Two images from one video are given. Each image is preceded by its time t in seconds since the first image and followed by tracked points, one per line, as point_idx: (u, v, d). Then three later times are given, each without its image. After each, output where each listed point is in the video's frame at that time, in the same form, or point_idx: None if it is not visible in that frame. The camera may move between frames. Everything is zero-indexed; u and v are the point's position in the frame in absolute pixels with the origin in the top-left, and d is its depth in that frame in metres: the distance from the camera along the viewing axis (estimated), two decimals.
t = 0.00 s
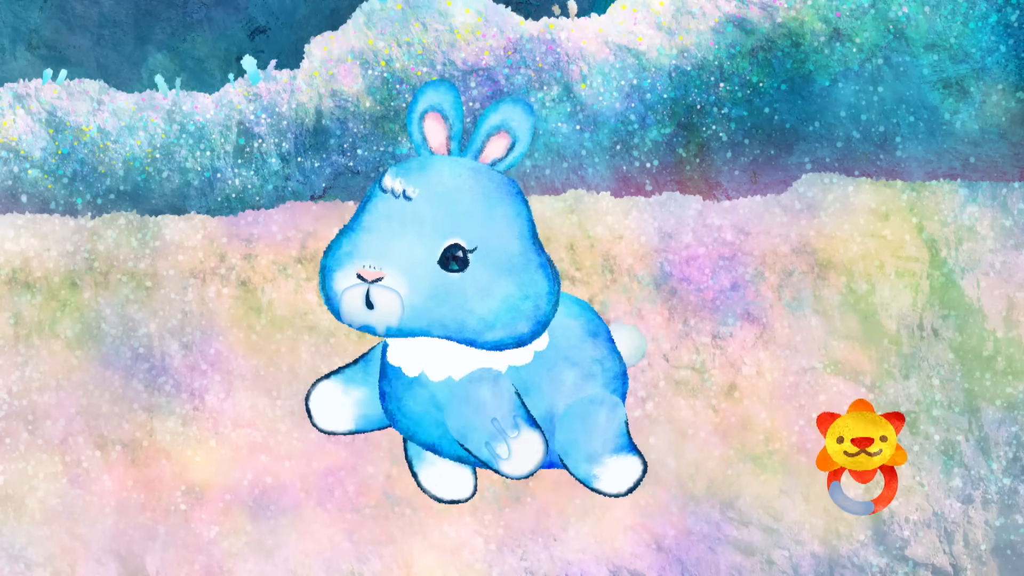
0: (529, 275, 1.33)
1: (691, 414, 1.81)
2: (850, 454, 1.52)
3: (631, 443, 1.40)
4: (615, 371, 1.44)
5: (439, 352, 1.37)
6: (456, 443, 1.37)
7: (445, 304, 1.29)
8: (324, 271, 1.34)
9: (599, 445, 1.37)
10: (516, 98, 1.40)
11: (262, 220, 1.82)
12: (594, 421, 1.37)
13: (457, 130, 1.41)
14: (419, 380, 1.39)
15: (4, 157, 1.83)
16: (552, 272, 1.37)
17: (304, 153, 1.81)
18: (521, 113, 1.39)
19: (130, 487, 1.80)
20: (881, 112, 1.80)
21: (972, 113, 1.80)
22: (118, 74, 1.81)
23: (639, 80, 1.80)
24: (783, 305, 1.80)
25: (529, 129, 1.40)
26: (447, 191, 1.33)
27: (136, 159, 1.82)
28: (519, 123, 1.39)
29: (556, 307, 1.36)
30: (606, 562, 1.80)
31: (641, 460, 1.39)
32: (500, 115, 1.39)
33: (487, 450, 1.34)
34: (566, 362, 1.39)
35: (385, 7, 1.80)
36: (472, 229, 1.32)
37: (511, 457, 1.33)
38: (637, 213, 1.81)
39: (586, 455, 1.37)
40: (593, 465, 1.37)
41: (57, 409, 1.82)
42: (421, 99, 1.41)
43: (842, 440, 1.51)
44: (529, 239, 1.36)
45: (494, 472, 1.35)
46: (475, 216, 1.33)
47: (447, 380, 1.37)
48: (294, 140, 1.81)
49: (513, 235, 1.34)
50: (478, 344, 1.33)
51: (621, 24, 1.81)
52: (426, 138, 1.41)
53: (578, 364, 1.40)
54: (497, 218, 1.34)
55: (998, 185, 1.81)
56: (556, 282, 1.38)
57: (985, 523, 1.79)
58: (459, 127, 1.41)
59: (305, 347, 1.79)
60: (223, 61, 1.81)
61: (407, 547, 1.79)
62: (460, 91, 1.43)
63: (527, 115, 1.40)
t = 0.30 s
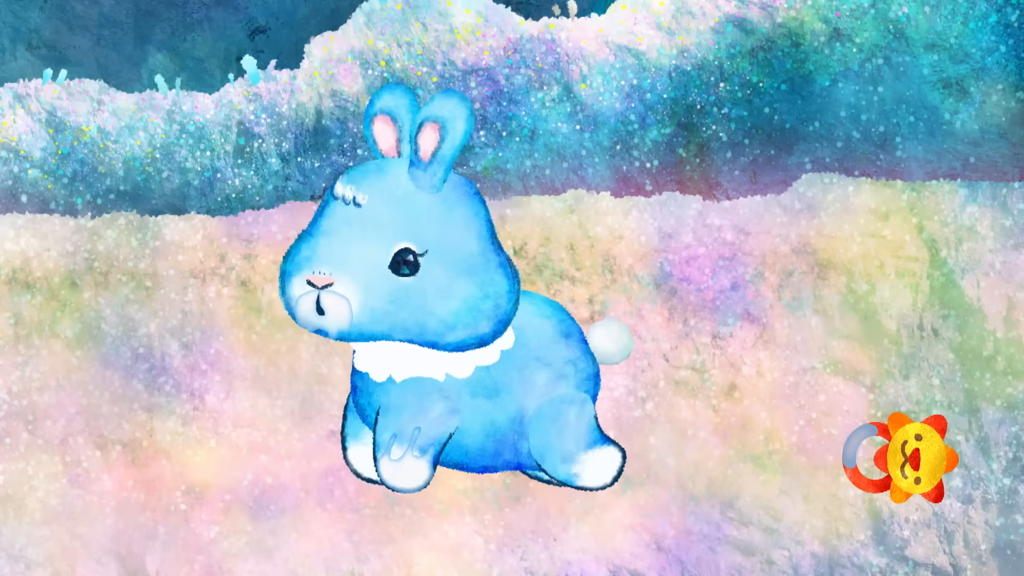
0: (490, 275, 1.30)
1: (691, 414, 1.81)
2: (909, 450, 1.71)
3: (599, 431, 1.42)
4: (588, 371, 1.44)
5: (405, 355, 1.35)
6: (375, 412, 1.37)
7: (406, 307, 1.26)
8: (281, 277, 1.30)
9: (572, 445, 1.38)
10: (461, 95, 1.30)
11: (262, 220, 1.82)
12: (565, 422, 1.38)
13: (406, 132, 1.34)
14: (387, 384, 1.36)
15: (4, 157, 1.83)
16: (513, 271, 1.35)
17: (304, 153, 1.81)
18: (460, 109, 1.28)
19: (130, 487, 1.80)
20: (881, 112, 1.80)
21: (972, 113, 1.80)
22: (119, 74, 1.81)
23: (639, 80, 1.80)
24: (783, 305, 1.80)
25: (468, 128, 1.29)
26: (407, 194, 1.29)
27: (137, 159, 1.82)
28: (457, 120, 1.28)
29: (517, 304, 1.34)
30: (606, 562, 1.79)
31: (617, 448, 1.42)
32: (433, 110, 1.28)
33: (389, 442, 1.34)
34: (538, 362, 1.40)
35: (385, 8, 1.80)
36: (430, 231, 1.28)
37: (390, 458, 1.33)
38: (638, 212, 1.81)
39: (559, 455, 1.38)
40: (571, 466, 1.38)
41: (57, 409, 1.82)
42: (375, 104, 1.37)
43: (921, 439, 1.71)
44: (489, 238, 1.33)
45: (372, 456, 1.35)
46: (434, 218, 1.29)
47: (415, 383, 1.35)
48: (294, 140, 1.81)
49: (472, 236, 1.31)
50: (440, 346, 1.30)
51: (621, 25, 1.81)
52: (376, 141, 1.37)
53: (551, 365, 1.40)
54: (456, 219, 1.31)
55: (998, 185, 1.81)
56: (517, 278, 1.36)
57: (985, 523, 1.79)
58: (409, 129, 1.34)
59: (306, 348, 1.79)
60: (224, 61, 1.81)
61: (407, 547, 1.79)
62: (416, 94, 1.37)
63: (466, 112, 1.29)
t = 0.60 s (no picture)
0: (442, 270, 1.33)
1: (691, 414, 1.81)
2: (909, 450, 1.73)
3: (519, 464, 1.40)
4: (555, 364, 1.46)
5: (371, 359, 1.37)
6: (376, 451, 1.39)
7: (364, 312, 1.29)
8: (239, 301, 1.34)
9: (499, 442, 1.38)
10: (390, 96, 1.34)
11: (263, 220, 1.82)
12: (515, 418, 1.38)
13: (341, 140, 1.35)
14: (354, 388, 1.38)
15: (5, 157, 1.83)
16: (465, 262, 1.38)
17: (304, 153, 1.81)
18: (391, 110, 1.32)
19: (131, 487, 1.81)
20: (882, 112, 1.80)
21: (972, 113, 1.80)
22: (119, 74, 1.81)
23: (639, 80, 1.80)
24: (784, 305, 1.80)
25: (401, 126, 1.33)
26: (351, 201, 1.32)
27: (137, 159, 1.82)
28: (390, 121, 1.31)
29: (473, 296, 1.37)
30: (606, 562, 1.80)
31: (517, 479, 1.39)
32: (365, 114, 1.31)
33: (406, 464, 1.36)
34: (502, 357, 1.42)
35: (385, 8, 1.80)
36: (380, 235, 1.31)
37: (417, 474, 1.36)
38: (638, 213, 1.81)
39: (483, 436, 1.38)
40: (481, 452, 1.37)
41: (57, 409, 1.81)
42: (306, 115, 1.37)
43: (921, 439, 1.72)
44: (438, 234, 1.36)
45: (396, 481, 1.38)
46: (381, 221, 1.32)
47: (380, 384, 1.37)
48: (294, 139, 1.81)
49: (421, 234, 1.34)
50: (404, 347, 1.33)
51: (622, 25, 1.81)
52: (313, 152, 1.37)
53: (516, 360, 1.42)
54: (403, 219, 1.34)
55: (999, 185, 1.81)
56: (471, 270, 1.39)
57: (985, 523, 1.80)
58: (342, 137, 1.35)
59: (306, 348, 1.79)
60: (224, 61, 1.81)
61: (407, 547, 1.80)
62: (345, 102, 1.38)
63: (397, 113, 1.32)
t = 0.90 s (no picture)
0: (426, 270, 1.32)
1: (695, 414, 1.81)
2: (913, 450, 1.71)
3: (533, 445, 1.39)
4: (535, 365, 1.46)
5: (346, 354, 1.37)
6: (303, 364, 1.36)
7: (346, 307, 1.28)
8: (219, 286, 1.31)
9: (499, 449, 1.36)
10: (385, 92, 1.32)
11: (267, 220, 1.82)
12: (501, 423, 1.36)
13: (333, 133, 1.35)
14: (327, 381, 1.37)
15: (9, 157, 1.83)
16: (448, 263, 1.37)
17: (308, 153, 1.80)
18: (385, 106, 1.30)
19: (135, 487, 1.81)
20: (886, 112, 1.80)
21: (976, 113, 1.79)
22: (123, 74, 1.81)
23: (643, 80, 1.80)
24: (789, 305, 1.80)
25: (394, 124, 1.32)
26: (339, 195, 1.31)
27: (141, 159, 1.82)
28: (383, 117, 1.30)
29: (456, 296, 1.37)
30: (610, 562, 1.80)
31: (544, 465, 1.38)
32: (358, 109, 1.30)
33: (289, 388, 1.32)
34: (483, 358, 1.41)
35: (390, 8, 1.81)
36: (365, 231, 1.30)
37: (269, 394, 1.31)
38: (642, 212, 1.81)
39: (485, 455, 1.36)
40: (493, 469, 1.36)
41: (61, 409, 1.81)
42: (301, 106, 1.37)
43: (925, 439, 1.71)
44: (422, 233, 1.35)
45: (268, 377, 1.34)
46: (367, 217, 1.31)
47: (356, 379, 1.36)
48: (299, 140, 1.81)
49: (406, 232, 1.33)
50: (384, 343, 1.32)
51: (626, 24, 1.81)
52: (304, 143, 1.37)
53: (497, 360, 1.42)
54: (389, 216, 1.33)
55: (1003, 185, 1.81)
56: (454, 271, 1.39)
57: (990, 523, 1.80)
58: (336, 130, 1.34)
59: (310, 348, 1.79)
60: (228, 61, 1.81)
61: (412, 547, 1.80)
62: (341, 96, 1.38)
63: (391, 109, 1.31)
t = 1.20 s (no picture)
0: (398, 268, 1.32)
1: (708, 414, 1.81)
2: (927, 450, 1.71)
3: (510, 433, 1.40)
4: (508, 364, 1.46)
5: (322, 356, 1.37)
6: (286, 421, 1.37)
7: (319, 309, 1.27)
8: (192, 292, 1.30)
9: (482, 450, 1.36)
10: (353, 92, 1.31)
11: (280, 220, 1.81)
12: (475, 423, 1.37)
13: (301, 136, 1.33)
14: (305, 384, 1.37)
15: (23, 157, 1.82)
16: (421, 261, 1.37)
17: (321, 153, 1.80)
18: (353, 107, 1.29)
19: (148, 487, 1.81)
20: (899, 112, 1.80)
21: (989, 113, 1.80)
22: (136, 74, 1.81)
23: (656, 80, 1.80)
24: (802, 305, 1.80)
25: (363, 125, 1.31)
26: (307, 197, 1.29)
27: (154, 159, 1.82)
28: (351, 118, 1.29)
29: (428, 296, 1.36)
30: (623, 562, 1.80)
31: (526, 452, 1.39)
32: (326, 110, 1.28)
33: (293, 451, 1.33)
34: (457, 357, 1.41)
35: (402, 7, 1.80)
36: (337, 232, 1.29)
37: (284, 469, 1.32)
38: (655, 213, 1.81)
39: (468, 459, 1.36)
40: (478, 470, 1.36)
41: (74, 409, 1.81)
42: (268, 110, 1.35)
43: (939, 439, 1.70)
44: (394, 232, 1.35)
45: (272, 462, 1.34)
46: (338, 217, 1.30)
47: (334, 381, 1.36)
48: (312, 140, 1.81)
49: (378, 231, 1.32)
50: (358, 344, 1.32)
51: (639, 24, 1.81)
52: (272, 146, 1.35)
53: (470, 360, 1.41)
54: (360, 215, 1.32)
55: (1016, 185, 1.81)
56: (427, 270, 1.38)
57: (1003, 523, 1.79)
58: (303, 132, 1.33)
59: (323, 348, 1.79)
60: (241, 61, 1.80)
61: (425, 547, 1.80)
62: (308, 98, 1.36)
63: (358, 110, 1.30)
